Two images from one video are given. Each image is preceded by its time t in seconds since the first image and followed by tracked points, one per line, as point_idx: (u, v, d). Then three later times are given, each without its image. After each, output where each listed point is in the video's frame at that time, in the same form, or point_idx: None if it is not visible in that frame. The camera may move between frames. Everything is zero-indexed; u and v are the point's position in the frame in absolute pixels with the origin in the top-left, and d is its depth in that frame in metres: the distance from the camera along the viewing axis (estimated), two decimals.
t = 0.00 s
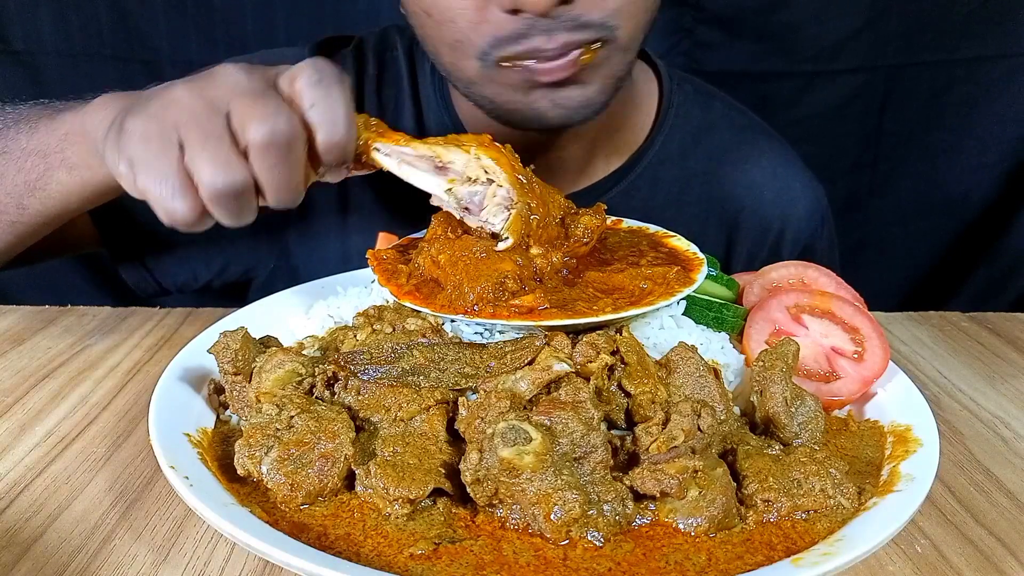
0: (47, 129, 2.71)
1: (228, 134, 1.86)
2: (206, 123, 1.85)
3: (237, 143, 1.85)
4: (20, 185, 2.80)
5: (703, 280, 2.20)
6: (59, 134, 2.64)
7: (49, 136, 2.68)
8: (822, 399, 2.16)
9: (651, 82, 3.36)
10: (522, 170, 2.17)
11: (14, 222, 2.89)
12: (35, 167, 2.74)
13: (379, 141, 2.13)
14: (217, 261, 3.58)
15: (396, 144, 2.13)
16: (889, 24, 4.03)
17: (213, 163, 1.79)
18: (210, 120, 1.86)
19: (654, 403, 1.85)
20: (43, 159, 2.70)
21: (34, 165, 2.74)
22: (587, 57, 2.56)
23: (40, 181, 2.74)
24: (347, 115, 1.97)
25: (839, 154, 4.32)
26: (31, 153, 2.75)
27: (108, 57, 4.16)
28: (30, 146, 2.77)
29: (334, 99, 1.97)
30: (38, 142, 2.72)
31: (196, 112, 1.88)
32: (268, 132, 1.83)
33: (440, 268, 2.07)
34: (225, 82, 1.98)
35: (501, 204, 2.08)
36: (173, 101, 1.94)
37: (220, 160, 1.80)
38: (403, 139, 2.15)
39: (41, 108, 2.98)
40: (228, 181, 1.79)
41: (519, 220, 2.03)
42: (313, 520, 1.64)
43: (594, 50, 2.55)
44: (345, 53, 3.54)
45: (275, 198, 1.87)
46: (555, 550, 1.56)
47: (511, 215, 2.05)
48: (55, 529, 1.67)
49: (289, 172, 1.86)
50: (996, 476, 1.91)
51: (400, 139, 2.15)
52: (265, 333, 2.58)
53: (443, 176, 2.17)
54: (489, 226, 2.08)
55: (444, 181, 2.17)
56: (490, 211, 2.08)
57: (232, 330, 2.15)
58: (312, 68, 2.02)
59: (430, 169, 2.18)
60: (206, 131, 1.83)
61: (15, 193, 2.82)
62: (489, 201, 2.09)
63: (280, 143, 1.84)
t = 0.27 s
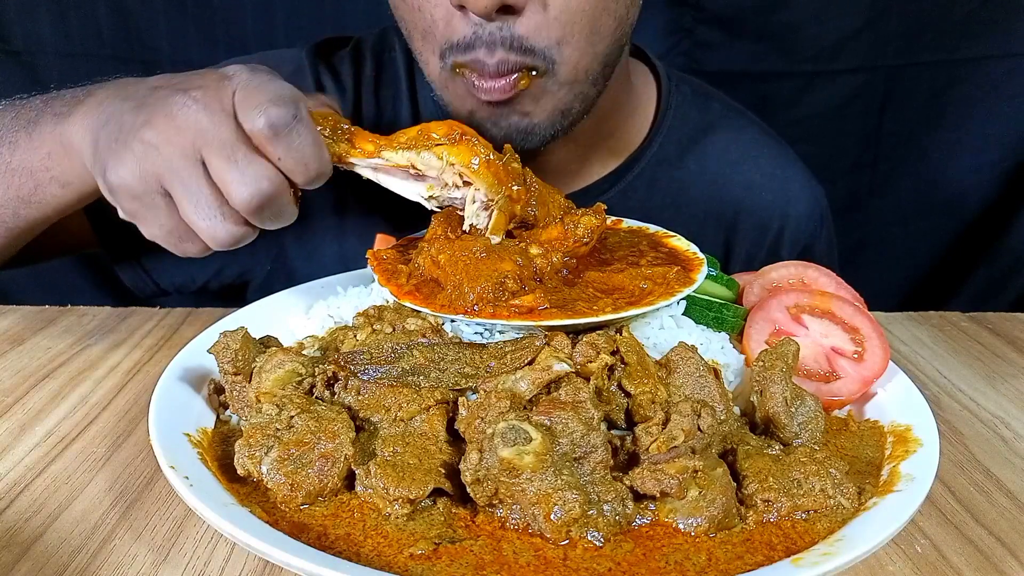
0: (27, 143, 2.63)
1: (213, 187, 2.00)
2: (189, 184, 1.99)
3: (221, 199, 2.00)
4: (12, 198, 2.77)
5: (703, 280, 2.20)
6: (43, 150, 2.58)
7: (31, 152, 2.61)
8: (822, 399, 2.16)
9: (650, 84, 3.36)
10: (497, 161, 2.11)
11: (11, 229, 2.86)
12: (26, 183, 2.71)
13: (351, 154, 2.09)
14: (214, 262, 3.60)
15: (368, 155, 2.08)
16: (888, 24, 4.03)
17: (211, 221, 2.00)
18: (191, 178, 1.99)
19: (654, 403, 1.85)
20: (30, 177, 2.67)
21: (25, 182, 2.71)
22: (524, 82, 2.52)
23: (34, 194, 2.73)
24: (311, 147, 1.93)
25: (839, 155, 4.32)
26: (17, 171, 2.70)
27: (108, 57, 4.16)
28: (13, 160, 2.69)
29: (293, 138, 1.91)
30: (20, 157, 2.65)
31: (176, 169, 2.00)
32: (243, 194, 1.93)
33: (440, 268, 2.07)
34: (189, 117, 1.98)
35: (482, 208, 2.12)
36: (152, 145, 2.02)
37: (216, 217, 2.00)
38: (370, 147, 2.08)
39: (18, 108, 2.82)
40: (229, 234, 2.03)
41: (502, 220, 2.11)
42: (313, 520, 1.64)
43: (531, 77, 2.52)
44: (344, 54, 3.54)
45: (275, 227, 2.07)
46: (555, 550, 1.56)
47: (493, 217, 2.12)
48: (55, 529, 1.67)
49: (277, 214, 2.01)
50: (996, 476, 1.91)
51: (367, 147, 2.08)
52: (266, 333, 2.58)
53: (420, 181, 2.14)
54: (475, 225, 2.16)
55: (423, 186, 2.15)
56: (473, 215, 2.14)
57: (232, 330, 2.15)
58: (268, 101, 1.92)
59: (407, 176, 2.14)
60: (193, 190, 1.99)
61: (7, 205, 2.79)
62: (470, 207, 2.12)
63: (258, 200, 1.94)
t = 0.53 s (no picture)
0: (28, 151, 2.61)
1: (212, 192, 2.01)
2: (189, 192, 2.00)
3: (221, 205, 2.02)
4: (14, 204, 2.76)
5: (703, 280, 2.20)
6: (44, 158, 2.58)
7: (32, 160, 2.60)
8: (822, 399, 2.16)
9: (651, 84, 3.36)
10: (495, 155, 2.10)
11: (13, 233, 2.86)
12: (27, 189, 2.70)
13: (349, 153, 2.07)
14: (214, 263, 3.59)
15: (366, 153, 2.07)
16: (888, 24, 4.03)
17: (213, 227, 2.03)
18: (190, 186, 2.00)
19: (654, 403, 1.85)
20: (31, 183, 2.66)
21: (26, 189, 2.69)
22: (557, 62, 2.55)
23: (37, 201, 2.73)
24: (308, 150, 1.92)
25: (839, 155, 4.32)
26: (18, 177, 2.67)
27: (108, 57, 4.16)
28: (13, 169, 2.67)
29: (289, 143, 1.89)
30: (21, 165, 2.64)
31: (174, 178, 2.01)
32: (243, 199, 1.95)
33: (440, 268, 2.07)
34: (184, 124, 1.98)
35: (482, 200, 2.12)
36: (146, 152, 2.02)
37: (218, 222, 2.03)
38: (368, 145, 2.07)
39: (16, 113, 2.80)
40: (232, 237, 2.06)
41: (502, 211, 2.16)
42: (313, 520, 1.64)
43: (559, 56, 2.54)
44: (344, 54, 3.54)
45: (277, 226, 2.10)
46: (555, 550, 1.56)
47: (494, 209, 2.14)
48: (55, 529, 1.67)
49: (278, 216, 2.03)
50: (995, 476, 1.91)
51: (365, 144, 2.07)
52: (265, 333, 2.58)
53: (417, 177, 2.13)
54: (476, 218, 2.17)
55: (421, 182, 2.13)
56: (474, 207, 2.13)
57: (232, 330, 2.15)
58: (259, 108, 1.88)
59: (405, 173, 2.13)
60: (192, 196, 2.01)
61: (10, 212, 2.78)
62: (470, 200, 2.11)
63: (258, 204, 1.96)
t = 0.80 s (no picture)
0: (31, 155, 2.61)
1: (212, 194, 2.01)
2: (189, 194, 2.00)
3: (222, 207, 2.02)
4: (17, 209, 2.75)
5: (703, 280, 2.20)
6: (47, 163, 2.58)
7: (35, 165, 2.60)
8: (822, 399, 2.16)
9: (652, 84, 3.35)
10: (495, 157, 2.09)
11: (15, 237, 2.86)
12: (31, 194, 2.70)
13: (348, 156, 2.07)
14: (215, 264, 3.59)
15: (366, 155, 2.07)
16: (888, 24, 4.03)
17: (213, 229, 2.03)
18: (190, 188, 2.00)
19: (654, 403, 1.85)
20: (34, 189, 2.66)
21: (30, 195, 2.69)
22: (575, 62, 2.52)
23: (40, 206, 2.72)
24: (308, 151, 1.93)
25: (839, 155, 4.32)
26: (21, 182, 2.67)
27: (108, 57, 4.17)
28: (16, 174, 2.67)
29: (289, 142, 1.90)
30: (24, 171, 2.64)
31: (175, 180, 2.00)
32: (243, 200, 1.95)
33: (440, 268, 2.07)
34: (184, 126, 1.98)
35: (482, 202, 2.12)
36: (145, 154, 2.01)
37: (218, 224, 2.03)
38: (368, 147, 2.07)
39: (20, 118, 2.80)
40: (232, 239, 2.07)
41: (502, 214, 2.16)
42: (313, 520, 1.64)
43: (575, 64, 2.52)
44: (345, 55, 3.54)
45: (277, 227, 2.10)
46: (554, 550, 1.56)
47: (494, 211, 2.14)
48: (55, 529, 1.67)
49: (278, 217, 2.03)
50: (995, 476, 1.91)
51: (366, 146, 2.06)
52: (265, 333, 2.58)
53: (417, 178, 2.13)
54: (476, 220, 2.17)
55: (421, 184, 2.13)
56: (475, 208, 2.13)
57: (232, 330, 2.15)
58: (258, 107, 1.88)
59: (405, 174, 2.12)
60: (192, 198, 2.00)
61: (13, 216, 2.78)
62: (470, 201, 2.12)
63: (258, 205, 1.96)
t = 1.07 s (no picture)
0: (28, 151, 2.61)
1: (203, 180, 2.01)
2: (180, 178, 2.00)
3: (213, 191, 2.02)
4: (14, 206, 2.74)
5: (703, 280, 2.20)
6: (44, 159, 2.58)
7: (32, 161, 2.60)
8: (822, 399, 2.16)
9: (651, 85, 3.36)
10: (486, 140, 2.13)
11: (15, 236, 2.86)
12: (27, 191, 2.69)
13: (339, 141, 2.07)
14: (214, 265, 3.59)
15: (357, 139, 2.07)
16: (888, 24, 4.03)
17: (203, 214, 2.02)
18: (181, 173, 1.99)
19: (654, 403, 1.85)
20: (32, 185, 2.66)
21: (26, 191, 2.69)
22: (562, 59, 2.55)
23: (37, 204, 2.72)
24: (298, 133, 1.95)
25: (839, 155, 4.32)
26: (18, 179, 2.67)
27: (108, 57, 4.17)
28: (13, 171, 2.67)
29: (279, 124, 1.93)
30: (21, 167, 2.64)
31: (165, 165, 2.00)
32: (235, 183, 1.95)
33: (440, 268, 2.07)
34: (176, 112, 1.99)
35: (473, 184, 2.14)
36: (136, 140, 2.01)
37: (208, 210, 2.02)
38: (359, 131, 2.07)
39: (16, 116, 2.80)
40: (222, 225, 2.05)
41: (494, 199, 2.17)
42: (313, 520, 1.64)
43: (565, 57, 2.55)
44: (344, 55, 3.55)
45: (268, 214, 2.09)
46: (554, 550, 1.56)
47: (487, 195, 2.16)
48: (55, 529, 1.67)
49: (269, 202, 2.03)
50: (995, 476, 1.91)
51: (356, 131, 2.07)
52: (265, 333, 2.58)
53: (408, 163, 2.13)
54: (468, 206, 2.18)
55: (413, 169, 2.13)
56: (467, 191, 2.15)
57: (232, 330, 2.15)
58: (248, 91, 1.93)
59: (396, 159, 2.12)
60: (183, 183, 2.00)
61: (10, 214, 2.77)
62: (463, 184, 2.13)
63: (249, 188, 1.96)
